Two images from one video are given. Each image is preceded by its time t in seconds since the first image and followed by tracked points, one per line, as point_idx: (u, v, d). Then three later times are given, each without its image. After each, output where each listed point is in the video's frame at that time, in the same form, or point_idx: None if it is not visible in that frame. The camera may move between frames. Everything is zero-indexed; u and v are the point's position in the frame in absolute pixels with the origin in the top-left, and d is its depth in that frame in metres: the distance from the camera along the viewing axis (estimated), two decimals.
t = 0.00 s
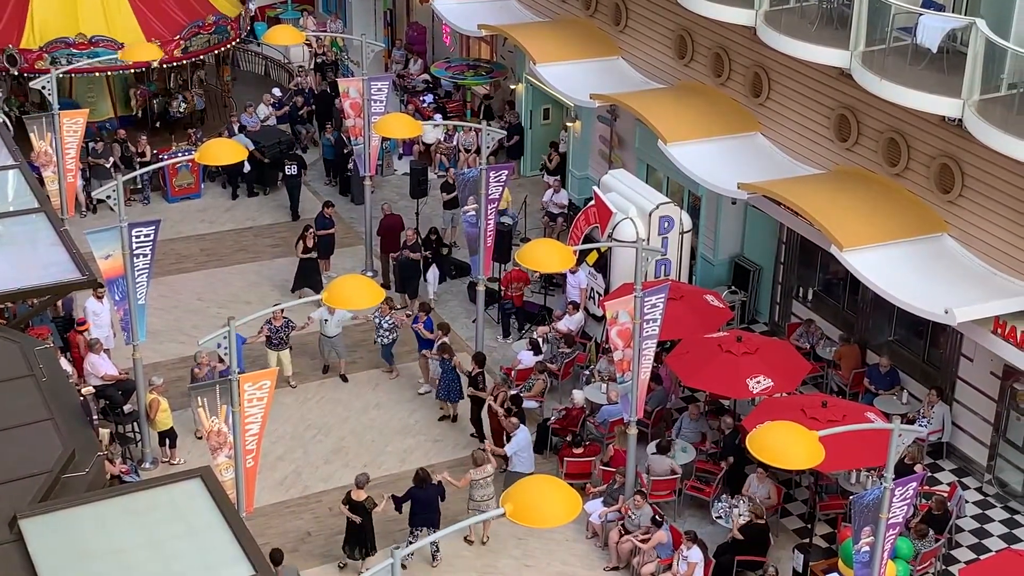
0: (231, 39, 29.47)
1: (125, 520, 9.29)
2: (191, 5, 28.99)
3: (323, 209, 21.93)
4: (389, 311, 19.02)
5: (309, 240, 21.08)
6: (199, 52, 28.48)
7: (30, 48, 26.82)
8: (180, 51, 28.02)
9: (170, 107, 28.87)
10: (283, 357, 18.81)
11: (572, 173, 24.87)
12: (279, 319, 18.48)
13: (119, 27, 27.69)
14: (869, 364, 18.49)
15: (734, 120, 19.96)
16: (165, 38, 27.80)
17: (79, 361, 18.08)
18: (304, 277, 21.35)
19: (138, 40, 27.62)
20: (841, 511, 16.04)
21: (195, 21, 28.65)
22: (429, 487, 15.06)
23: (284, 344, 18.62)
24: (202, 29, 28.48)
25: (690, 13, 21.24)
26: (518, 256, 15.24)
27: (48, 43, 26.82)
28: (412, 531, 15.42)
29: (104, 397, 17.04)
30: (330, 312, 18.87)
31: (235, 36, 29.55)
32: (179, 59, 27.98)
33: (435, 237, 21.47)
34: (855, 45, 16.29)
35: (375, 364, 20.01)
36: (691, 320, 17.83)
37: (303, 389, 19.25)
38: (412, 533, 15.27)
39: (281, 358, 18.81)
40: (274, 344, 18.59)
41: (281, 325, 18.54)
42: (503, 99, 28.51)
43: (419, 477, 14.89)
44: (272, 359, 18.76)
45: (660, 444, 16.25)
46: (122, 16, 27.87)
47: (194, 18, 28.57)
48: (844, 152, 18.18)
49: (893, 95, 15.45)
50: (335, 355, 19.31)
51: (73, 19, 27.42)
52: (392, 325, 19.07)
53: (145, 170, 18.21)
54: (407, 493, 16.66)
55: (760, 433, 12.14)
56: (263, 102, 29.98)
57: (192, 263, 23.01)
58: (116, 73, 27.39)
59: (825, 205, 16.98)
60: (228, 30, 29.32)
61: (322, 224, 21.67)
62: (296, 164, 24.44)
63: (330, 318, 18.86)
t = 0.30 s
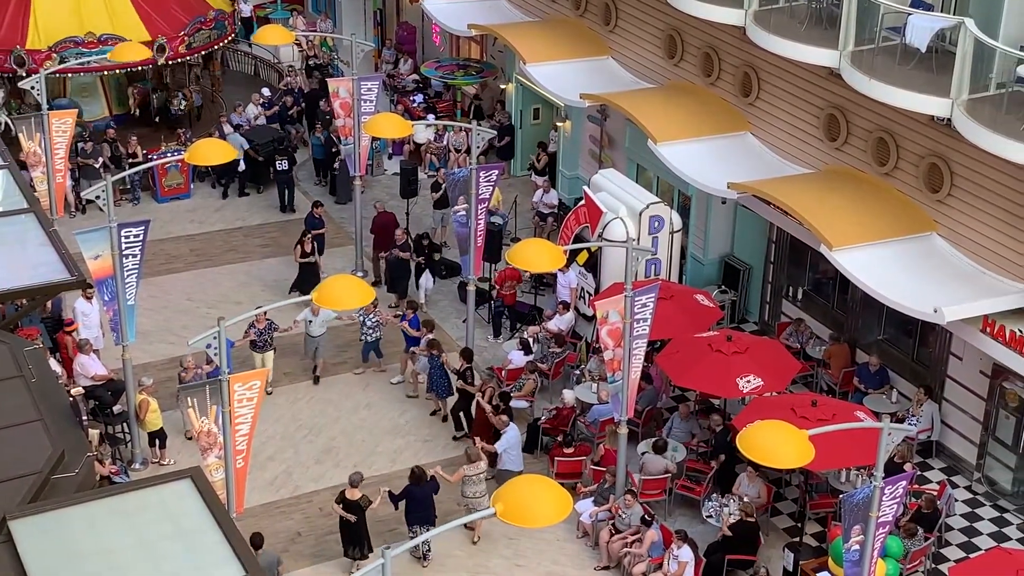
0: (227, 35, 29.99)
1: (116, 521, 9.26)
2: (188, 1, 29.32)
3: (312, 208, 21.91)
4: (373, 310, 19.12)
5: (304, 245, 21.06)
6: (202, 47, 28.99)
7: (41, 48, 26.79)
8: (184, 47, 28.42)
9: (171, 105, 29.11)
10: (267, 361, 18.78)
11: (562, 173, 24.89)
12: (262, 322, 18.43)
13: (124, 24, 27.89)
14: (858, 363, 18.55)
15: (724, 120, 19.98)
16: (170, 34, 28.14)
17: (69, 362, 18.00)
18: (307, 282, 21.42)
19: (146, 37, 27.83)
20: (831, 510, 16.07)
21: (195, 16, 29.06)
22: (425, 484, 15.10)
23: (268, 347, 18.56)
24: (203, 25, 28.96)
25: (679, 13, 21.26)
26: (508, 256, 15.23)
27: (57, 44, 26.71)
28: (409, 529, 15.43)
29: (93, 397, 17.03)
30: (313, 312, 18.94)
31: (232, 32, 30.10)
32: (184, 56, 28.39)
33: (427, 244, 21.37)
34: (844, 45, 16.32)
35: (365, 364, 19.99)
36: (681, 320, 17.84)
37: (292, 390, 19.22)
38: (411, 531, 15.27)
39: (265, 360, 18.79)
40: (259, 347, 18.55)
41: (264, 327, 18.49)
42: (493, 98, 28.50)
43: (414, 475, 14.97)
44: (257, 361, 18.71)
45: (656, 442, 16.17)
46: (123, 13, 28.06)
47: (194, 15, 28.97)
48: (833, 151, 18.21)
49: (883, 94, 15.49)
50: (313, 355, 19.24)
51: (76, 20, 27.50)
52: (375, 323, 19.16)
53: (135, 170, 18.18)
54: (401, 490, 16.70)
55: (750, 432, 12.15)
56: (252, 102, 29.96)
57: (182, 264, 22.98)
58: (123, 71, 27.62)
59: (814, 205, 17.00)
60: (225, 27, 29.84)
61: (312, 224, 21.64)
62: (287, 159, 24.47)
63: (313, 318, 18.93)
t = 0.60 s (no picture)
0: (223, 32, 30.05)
1: (105, 522, 9.24)
2: None
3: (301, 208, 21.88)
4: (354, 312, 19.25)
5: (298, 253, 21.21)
6: (201, 41, 29.05)
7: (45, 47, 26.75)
8: (184, 43, 28.39)
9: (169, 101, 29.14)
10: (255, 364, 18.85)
11: (551, 172, 24.90)
12: (250, 325, 18.41)
13: (126, 22, 27.91)
14: (846, 362, 18.59)
15: (712, 120, 20.01)
16: (171, 30, 28.16)
17: (56, 362, 18.06)
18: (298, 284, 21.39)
19: (148, 35, 27.83)
20: (819, 508, 16.12)
21: (193, 13, 29.15)
22: (412, 483, 15.08)
23: (256, 351, 18.57)
24: (202, 21, 29.08)
25: (668, 12, 21.29)
26: (497, 256, 15.23)
27: (62, 42, 26.73)
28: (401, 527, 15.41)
29: (81, 397, 17.04)
30: (299, 316, 18.94)
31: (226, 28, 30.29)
32: (185, 52, 28.40)
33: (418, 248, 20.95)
34: (832, 44, 16.36)
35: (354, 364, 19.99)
36: (670, 320, 17.86)
37: (281, 390, 19.21)
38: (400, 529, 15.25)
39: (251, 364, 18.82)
40: (247, 351, 18.58)
41: (253, 330, 18.49)
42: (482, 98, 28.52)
43: (399, 474, 14.96)
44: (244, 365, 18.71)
45: (647, 441, 16.24)
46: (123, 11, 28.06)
47: (192, 11, 29.05)
48: (821, 151, 18.25)
49: (870, 94, 15.53)
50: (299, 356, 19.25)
51: (75, 18, 27.50)
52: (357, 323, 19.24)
53: (122, 170, 18.13)
54: (389, 489, 16.69)
55: (739, 432, 12.16)
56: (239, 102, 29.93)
57: (170, 264, 22.94)
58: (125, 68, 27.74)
59: (803, 204, 17.03)
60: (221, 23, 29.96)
61: (300, 224, 21.60)
62: (278, 156, 24.53)
63: (299, 321, 18.94)
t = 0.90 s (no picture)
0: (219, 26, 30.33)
1: (94, 522, 9.23)
2: None
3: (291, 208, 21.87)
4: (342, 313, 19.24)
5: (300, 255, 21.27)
6: (199, 37, 29.23)
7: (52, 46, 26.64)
8: (184, 38, 28.63)
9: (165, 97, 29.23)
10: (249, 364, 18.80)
11: (541, 172, 24.92)
12: (242, 327, 18.44)
13: (127, 18, 27.95)
14: (837, 361, 18.62)
15: (703, 119, 20.02)
16: (172, 26, 28.31)
17: (45, 362, 17.79)
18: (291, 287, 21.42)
19: (149, 31, 27.93)
20: (810, 507, 16.12)
21: (190, 9, 29.25)
22: (398, 478, 15.13)
23: (249, 352, 18.57)
24: (200, 15, 29.36)
25: (658, 12, 21.30)
26: (488, 255, 15.23)
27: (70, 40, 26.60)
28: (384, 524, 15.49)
29: (71, 398, 16.99)
30: (289, 318, 18.79)
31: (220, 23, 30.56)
32: (186, 47, 28.62)
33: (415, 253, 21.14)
34: (822, 43, 16.38)
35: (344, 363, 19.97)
36: (660, 320, 17.86)
37: (271, 390, 19.19)
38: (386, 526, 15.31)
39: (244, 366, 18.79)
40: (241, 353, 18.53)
41: (246, 332, 18.51)
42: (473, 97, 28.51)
43: (386, 470, 14.98)
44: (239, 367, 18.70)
45: (638, 440, 16.26)
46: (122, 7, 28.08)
47: (190, 6, 29.19)
48: (811, 150, 18.28)
49: (860, 93, 15.55)
50: (285, 360, 19.07)
51: (77, 16, 27.44)
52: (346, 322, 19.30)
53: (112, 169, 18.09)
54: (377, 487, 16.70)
55: (729, 431, 12.17)
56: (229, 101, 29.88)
57: (160, 263, 22.90)
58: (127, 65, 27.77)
59: (793, 203, 17.05)
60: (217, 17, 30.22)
61: (290, 224, 21.59)
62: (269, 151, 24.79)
63: (288, 324, 18.81)
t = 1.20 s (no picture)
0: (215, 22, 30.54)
1: (87, 522, 9.22)
2: None
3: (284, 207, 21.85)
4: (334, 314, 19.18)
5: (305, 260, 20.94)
6: (197, 32, 29.47)
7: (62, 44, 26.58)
8: (186, 34, 28.81)
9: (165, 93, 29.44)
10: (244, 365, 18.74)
11: (535, 171, 24.94)
12: (240, 328, 18.37)
13: (130, 14, 27.99)
14: (829, 359, 18.66)
15: (696, 119, 20.03)
16: (176, 21, 28.52)
17: (38, 361, 17.78)
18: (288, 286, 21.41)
19: (153, 26, 28.02)
20: (803, 506, 16.14)
21: (190, 5, 29.40)
22: (386, 478, 15.11)
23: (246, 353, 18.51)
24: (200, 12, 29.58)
25: (651, 11, 21.30)
26: (482, 254, 15.24)
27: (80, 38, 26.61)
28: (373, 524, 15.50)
29: (63, 397, 16.92)
30: (284, 320, 18.72)
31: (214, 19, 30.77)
32: (189, 42, 28.81)
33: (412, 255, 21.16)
34: (815, 43, 16.39)
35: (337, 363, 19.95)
36: (654, 319, 17.86)
37: (264, 389, 19.16)
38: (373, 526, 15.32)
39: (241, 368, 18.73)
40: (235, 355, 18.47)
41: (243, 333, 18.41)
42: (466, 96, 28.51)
43: (372, 470, 14.95)
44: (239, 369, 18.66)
45: (631, 438, 16.17)
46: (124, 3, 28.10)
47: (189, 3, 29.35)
48: (804, 149, 18.30)
49: (853, 92, 15.56)
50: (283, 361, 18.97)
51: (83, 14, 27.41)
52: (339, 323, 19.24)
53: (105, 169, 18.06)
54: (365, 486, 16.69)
55: (723, 430, 12.17)
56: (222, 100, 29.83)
57: (153, 262, 22.87)
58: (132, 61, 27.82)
59: (786, 203, 17.05)
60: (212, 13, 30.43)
61: (283, 223, 21.58)
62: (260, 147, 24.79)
63: (285, 326, 18.72)
